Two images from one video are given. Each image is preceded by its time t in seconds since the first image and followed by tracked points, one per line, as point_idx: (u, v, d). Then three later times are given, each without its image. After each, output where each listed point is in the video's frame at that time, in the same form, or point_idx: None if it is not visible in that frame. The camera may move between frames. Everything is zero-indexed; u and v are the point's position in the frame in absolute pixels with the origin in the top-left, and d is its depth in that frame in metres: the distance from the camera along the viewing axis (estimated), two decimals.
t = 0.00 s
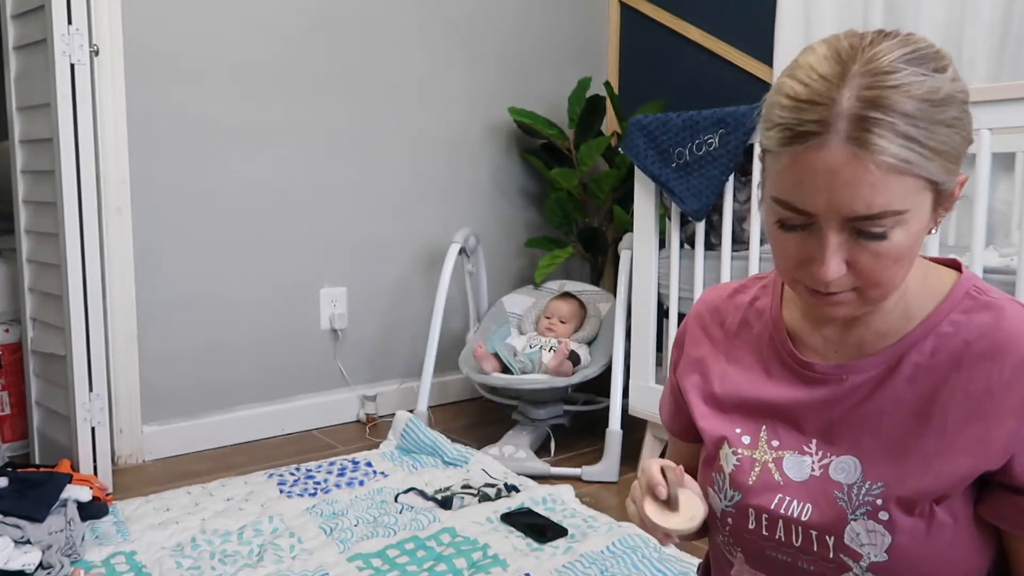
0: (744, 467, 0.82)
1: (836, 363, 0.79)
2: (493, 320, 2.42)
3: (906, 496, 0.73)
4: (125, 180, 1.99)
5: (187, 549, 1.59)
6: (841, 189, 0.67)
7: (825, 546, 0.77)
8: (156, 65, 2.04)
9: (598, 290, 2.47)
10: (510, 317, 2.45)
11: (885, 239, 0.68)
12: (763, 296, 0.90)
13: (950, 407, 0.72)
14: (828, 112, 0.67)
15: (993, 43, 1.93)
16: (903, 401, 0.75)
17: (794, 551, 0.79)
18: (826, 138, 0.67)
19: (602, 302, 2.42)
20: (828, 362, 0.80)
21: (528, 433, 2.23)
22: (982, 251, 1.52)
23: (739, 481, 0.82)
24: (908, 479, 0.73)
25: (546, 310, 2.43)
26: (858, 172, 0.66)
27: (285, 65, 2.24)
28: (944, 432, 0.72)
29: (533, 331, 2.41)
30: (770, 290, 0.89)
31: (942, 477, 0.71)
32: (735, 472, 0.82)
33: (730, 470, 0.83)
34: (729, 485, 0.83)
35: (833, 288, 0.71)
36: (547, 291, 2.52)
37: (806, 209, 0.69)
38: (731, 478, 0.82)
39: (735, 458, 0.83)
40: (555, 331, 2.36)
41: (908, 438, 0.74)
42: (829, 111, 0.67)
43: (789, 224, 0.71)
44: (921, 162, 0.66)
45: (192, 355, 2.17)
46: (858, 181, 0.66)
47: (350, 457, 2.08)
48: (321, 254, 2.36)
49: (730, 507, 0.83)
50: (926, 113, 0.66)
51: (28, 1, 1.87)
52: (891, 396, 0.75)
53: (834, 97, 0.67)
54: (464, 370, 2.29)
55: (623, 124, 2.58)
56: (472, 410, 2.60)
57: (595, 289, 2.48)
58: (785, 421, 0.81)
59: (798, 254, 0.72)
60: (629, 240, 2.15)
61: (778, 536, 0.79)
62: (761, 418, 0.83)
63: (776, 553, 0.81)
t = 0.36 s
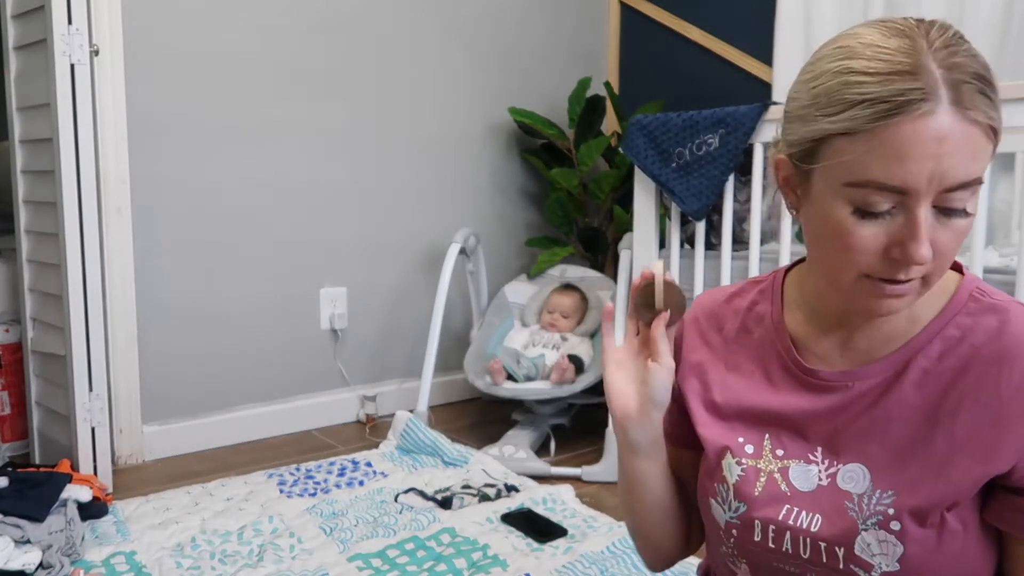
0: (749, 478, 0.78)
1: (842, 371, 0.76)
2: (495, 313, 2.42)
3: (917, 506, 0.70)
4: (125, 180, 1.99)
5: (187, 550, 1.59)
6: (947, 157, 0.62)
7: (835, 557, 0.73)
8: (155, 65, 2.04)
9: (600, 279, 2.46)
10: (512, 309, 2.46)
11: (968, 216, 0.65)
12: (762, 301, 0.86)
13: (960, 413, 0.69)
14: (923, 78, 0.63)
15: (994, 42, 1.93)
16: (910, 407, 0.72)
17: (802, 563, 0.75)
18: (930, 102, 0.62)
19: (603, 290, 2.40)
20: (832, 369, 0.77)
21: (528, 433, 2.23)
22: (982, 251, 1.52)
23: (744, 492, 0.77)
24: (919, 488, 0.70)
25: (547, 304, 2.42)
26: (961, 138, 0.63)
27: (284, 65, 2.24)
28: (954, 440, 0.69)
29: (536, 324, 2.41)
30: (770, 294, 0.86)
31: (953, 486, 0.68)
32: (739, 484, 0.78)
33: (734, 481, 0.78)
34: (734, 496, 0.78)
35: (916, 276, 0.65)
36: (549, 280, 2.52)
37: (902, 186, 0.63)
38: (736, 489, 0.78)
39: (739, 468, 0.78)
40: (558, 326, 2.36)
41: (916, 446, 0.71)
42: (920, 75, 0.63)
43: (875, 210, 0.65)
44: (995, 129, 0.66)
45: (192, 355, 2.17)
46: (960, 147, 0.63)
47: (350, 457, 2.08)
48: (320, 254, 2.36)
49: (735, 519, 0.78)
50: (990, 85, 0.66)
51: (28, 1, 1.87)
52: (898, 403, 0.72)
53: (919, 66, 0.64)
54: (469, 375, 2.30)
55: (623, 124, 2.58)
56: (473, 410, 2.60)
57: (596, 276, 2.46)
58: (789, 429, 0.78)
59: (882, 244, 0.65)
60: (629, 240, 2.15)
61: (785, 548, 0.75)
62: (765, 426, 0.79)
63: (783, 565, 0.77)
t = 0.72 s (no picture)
0: (769, 492, 0.76)
1: (859, 374, 0.75)
2: (491, 322, 2.42)
3: (950, 510, 0.68)
4: (125, 180, 1.99)
5: (187, 550, 1.59)
6: (869, 108, 0.67)
7: (865, 566, 0.71)
8: (155, 65, 2.04)
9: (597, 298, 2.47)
10: (508, 322, 2.44)
11: (915, 173, 0.67)
12: (770, 306, 0.86)
13: (984, 409, 0.69)
14: (851, 41, 0.69)
15: (994, 42, 1.93)
16: (932, 407, 0.71)
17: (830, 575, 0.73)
18: (851, 60, 0.68)
19: (602, 309, 2.41)
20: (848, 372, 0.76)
21: (528, 433, 2.23)
22: (982, 251, 1.52)
23: (766, 505, 0.76)
24: (951, 489, 0.68)
25: (544, 314, 2.44)
26: (883, 87, 0.67)
27: (284, 65, 2.24)
28: (980, 437, 0.68)
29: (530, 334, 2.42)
30: (778, 300, 0.85)
31: (985, 484, 0.67)
32: (760, 497, 0.76)
33: (754, 495, 0.77)
34: (755, 510, 0.77)
35: (862, 235, 0.68)
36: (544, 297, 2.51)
37: (833, 140, 0.69)
38: (757, 503, 0.77)
39: (758, 481, 0.77)
40: (553, 334, 2.37)
41: (942, 446, 0.70)
42: (849, 37, 0.69)
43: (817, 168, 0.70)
44: (945, 86, 0.67)
45: (193, 354, 2.17)
46: (885, 99, 0.67)
47: (350, 457, 2.08)
48: (320, 254, 2.36)
49: (758, 534, 0.77)
50: (945, 49, 0.68)
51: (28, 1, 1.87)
52: (920, 403, 0.71)
53: (856, 35, 0.69)
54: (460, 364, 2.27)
55: (623, 124, 2.58)
56: (472, 410, 2.60)
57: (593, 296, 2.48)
58: (807, 435, 0.76)
59: (825, 202, 0.70)
60: (630, 240, 2.15)
61: (812, 560, 0.73)
62: (782, 434, 0.78)
63: None
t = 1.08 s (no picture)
0: (760, 489, 0.77)
1: (849, 373, 0.76)
2: (489, 324, 2.42)
3: (938, 508, 0.69)
4: (125, 181, 1.99)
5: (187, 550, 1.59)
6: (845, 103, 0.70)
7: (854, 564, 0.72)
8: (155, 65, 2.04)
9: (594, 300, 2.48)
10: (507, 324, 2.44)
11: (888, 169, 0.69)
12: (763, 306, 0.87)
13: (973, 407, 0.70)
14: (834, 38, 0.72)
15: (994, 42, 1.93)
16: (922, 405, 0.72)
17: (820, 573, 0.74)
18: (832, 55, 0.71)
19: (602, 311, 2.41)
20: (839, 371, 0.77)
21: (528, 433, 2.23)
22: (982, 251, 1.52)
23: (757, 503, 0.77)
24: (938, 487, 0.69)
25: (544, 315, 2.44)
26: (859, 83, 0.69)
27: (284, 65, 2.24)
28: (968, 435, 0.69)
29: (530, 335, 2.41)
30: (771, 300, 0.86)
31: (972, 481, 0.68)
32: (751, 495, 0.78)
33: (746, 493, 0.78)
34: (746, 508, 0.78)
35: (833, 227, 0.70)
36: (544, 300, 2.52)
37: (811, 133, 0.72)
38: (748, 501, 0.78)
39: (750, 479, 0.78)
40: (553, 334, 2.37)
41: (932, 444, 0.71)
42: (835, 35, 0.73)
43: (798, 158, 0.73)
44: (923, 86, 0.69)
45: (193, 354, 2.17)
46: (862, 93, 0.69)
47: (350, 457, 2.08)
48: (320, 254, 2.36)
49: (749, 532, 0.78)
50: (928, 51, 0.70)
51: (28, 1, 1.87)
52: (910, 401, 0.72)
53: (841, 34, 0.72)
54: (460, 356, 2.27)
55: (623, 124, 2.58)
56: (473, 410, 2.60)
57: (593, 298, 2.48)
58: (798, 433, 0.78)
59: (801, 193, 0.72)
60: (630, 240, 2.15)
61: (802, 559, 0.74)
62: (773, 433, 0.79)
63: None
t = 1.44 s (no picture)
0: (741, 495, 0.78)
1: (827, 376, 0.76)
2: (494, 315, 2.42)
3: (912, 513, 0.69)
4: (125, 180, 1.99)
5: (187, 550, 1.59)
6: (843, 86, 0.71)
7: (832, 568, 0.72)
8: (155, 65, 2.04)
9: (599, 279, 2.45)
10: (512, 310, 2.45)
11: (878, 155, 0.70)
12: (744, 311, 0.87)
13: (949, 412, 0.70)
14: (830, 27, 0.74)
15: (994, 42, 1.93)
16: (898, 409, 0.72)
17: None
18: (827, 42, 0.73)
19: (603, 293, 2.40)
20: (819, 375, 0.77)
21: (528, 433, 2.23)
22: (982, 251, 1.52)
23: (738, 508, 0.77)
24: (913, 491, 0.70)
25: (547, 305, 2.43)
26: (858, 66, 0.71)
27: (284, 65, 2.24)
28: (944, 440, 0.69)
29: (535, 325, 2.42)
30: (752, 304, 0.86)
31: (946, 487, 0.68)
32: (732, 501, 0.78)
33: (727, 498, 0.78)
34: (728, 513, 0.78)
35: (824, 207, 0.70)
36: (548, 282, 2.51)
37: (807, 114, 0.73)
38: (729, 506, 0.78)
39: (731, 484, 0.79)
40: (558, 327, 2.37)
41: (908, 449, 0.71)
42: (831, 26, 0.75)
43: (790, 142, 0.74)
44: (915, 79, 0.71)
45: (193, 354, 2.17)
46: (857, 76, 0.71)
47: (350, 457, 2.08)
48: (320, 254, 2.36)
49: (731, 537, 0.78)
50: (916, 47, 0.72)
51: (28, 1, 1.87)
52: (887, 406, 0.73)
53: (835, 26, 0.74)
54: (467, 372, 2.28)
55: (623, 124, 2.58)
56: (473, 410, 2.60)
57: (596, 278, 2.46)
58: (777, 438, 0.78)
59: (791, 176, 0.72)
60: (630, 240, 2.16)
61: (782, 563, 0.75)
62: (753, 437, 0.79)
63: None
